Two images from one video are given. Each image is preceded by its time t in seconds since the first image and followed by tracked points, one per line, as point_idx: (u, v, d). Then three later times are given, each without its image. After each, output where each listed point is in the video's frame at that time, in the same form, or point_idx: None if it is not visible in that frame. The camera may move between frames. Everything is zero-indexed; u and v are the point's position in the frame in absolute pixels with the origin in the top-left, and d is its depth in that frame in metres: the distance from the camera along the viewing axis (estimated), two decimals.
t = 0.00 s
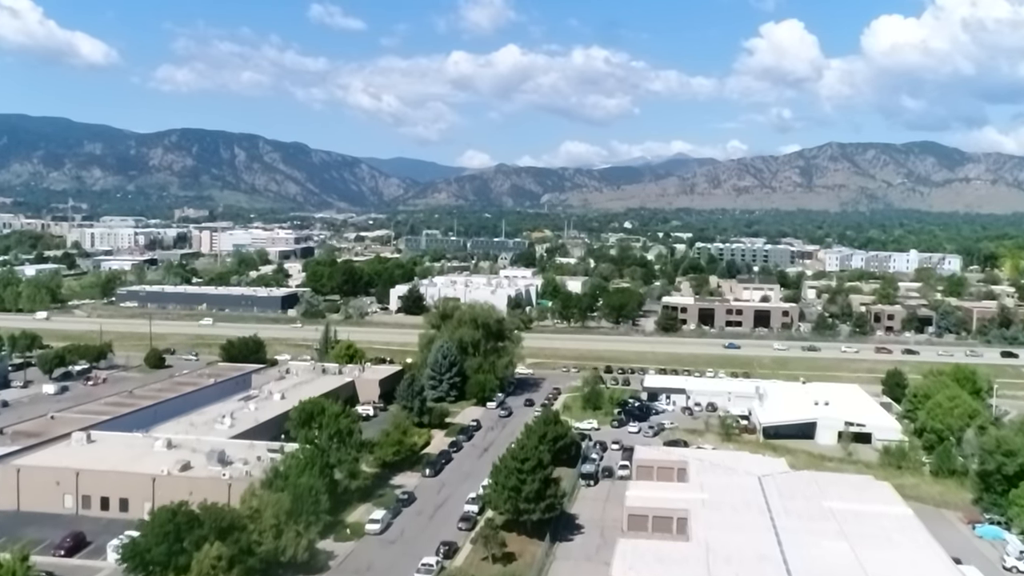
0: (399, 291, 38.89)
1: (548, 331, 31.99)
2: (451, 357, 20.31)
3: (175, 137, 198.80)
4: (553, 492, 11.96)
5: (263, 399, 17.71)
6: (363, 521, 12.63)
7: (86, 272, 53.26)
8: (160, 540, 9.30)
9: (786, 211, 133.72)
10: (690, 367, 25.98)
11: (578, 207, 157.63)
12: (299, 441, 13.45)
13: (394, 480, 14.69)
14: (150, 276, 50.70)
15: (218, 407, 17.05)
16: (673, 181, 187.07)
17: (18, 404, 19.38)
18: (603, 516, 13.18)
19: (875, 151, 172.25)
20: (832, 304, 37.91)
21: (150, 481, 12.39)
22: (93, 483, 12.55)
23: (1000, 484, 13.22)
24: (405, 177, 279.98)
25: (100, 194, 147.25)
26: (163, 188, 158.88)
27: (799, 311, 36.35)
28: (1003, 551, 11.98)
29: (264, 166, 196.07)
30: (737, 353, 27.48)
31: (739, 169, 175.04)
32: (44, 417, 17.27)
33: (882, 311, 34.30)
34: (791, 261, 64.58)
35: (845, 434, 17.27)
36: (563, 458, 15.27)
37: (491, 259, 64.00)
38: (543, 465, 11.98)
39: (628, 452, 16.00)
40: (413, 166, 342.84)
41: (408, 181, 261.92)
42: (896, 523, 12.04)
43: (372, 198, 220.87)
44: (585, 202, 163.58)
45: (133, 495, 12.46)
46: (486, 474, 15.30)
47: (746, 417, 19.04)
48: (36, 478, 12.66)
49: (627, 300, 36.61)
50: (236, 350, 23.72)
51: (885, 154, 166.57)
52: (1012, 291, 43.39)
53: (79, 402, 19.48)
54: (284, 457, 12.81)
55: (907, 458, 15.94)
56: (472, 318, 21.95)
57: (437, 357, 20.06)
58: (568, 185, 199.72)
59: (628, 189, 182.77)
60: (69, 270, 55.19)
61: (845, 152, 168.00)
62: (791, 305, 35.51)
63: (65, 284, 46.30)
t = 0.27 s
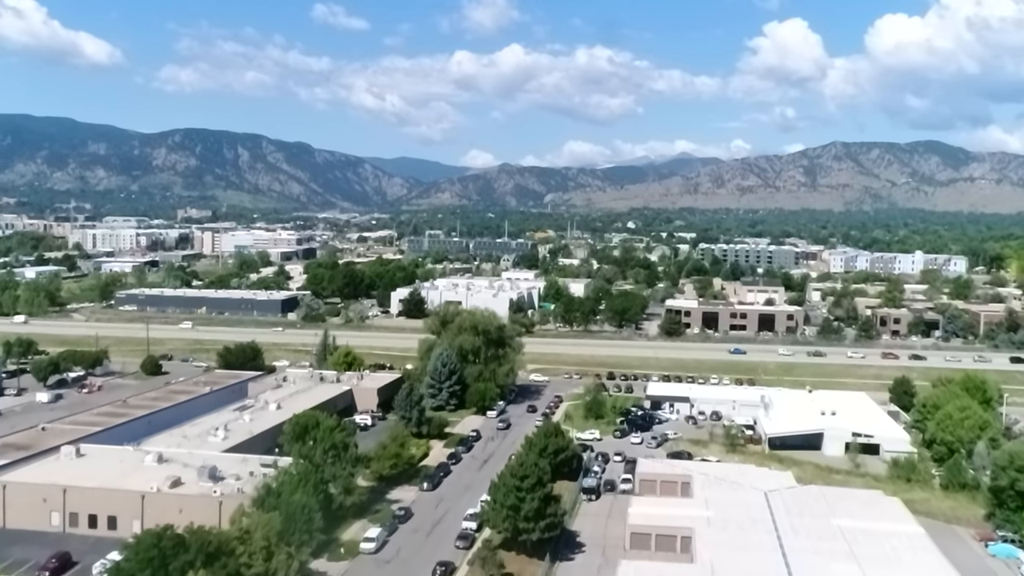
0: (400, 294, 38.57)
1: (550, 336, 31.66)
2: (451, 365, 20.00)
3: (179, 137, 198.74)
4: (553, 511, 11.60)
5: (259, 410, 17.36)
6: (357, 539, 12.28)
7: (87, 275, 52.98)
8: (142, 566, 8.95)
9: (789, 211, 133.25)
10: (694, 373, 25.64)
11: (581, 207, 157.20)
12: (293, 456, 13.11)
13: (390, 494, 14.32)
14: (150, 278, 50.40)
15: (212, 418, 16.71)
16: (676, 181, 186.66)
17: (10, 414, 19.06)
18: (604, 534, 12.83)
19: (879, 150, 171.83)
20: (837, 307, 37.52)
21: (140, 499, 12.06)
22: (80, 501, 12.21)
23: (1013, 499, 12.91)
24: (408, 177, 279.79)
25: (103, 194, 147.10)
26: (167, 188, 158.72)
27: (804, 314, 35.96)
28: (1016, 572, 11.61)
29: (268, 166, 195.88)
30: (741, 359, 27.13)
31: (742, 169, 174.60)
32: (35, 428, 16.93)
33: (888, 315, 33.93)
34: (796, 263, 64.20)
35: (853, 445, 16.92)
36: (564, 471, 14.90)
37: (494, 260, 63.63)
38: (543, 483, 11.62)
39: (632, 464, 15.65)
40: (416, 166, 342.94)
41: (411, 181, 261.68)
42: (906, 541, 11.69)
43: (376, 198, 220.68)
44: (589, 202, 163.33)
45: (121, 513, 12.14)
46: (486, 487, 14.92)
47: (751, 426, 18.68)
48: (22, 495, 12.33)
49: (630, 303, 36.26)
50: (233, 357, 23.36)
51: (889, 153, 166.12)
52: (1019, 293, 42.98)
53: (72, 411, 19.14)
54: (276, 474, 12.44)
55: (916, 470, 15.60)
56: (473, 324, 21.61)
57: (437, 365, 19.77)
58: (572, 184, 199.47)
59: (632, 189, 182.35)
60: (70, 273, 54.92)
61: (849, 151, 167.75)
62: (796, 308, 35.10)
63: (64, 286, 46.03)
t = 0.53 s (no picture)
0: (400, 298, 38.22)
1: (551, 342, 31.28)
2: (450, 375, 19.66)
3: (181, 138, 198.61)
4: (552, 532, 11.24)
5: (252, 422, 16.99)
6: (351, 560, 11.93)
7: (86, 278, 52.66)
8: None
9: (792, 211, 132.87)
10: (696, 381, 25.28)
11: (584, 207, 156.84)
12: (285, 473, 12.76)
13: (386, 511, 13.94)
14: (149, 282, 50.06)
15: (204, 431, 16.34)
16: (679, 181, 186.26)
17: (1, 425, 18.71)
18: (605, 553, 12.47)
19: (881, 151, 171.42)
20: (841, 312, 37.15)
21: (126, 519, 11.71)
22: (66, 520, 11.86)
23: None
24: (410, 178, 279.57)
25: (105, 195, 146.89)
26: (168, 189, 158.51)
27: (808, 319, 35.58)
28: None
29: (270, 167, 195.75)
30: (745, 366, 26.75)
31: (745, 169, 174.21)
32: (24, 441, 16.57)
33: (893, 320, 33.56)
34: (799, 265, 63.82)
35: (860, 458, 16.55)
36: (564, 486, 14.52)
37: (495, 263, 63.31)
38: (542, 503, 11.27)
39: (633, 479, 15.30)
40: (418, 167, 342.78)
41: (413, 182, 261.44)
42: (916, 563, 11.33)
43: (378, 199, 220.44)
44: (591, 203, 162.98)
45: (108, 533, 11.78)
46: (484, 503, 14.55)
47: (754, 437, 18.32)
48: (7, 514, 11.99)
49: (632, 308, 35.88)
50: (229, 365, 23.00)
51: (892, 154, 165.72)
52: None
53: (63, 423, 18.78)
54: (267, 492, 12.06)
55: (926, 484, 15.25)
56: (472, 333, 21.27)
57: (435, 375, 19.43)
58: (574, 185, 199.13)
59: (634, 189, 181.99)
60: (69, 276, 54.66)
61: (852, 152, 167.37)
62: (800, 313, 34.71)
63: (63, 291, 45.76)
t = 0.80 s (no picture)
0: (401, 302, 37.88)
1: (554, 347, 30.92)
2: (450, 384, 19.34)
3: (185, 139, 198.48)
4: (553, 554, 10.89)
5: (248, 434, 16.64)
6: None
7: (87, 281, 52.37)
8: None
9: (797, 211, 132.37)
10: (701, 388, 24.92)
11: (587, 207, 156.45)
12: (279, 491, 12.43)
13: (383, 529, 13.60)
14: (150, 284, 49.76)
15: (198, 444, 16.00)
16: (683, 181, 185.78)
17: None
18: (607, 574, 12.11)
19: (887, 151, 170.80)
20: (848, 316, 36.76)
21: (114, 539, 11.38)
22: (52, 540, 11.54)
23: None
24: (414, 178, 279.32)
25: (109, 195, 146.77)
26: (172, 188, 158.34)
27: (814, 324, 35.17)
28: None
29: (274, 167, 195.58)
30: (750, 373, 26.38)
31: (749, 169, 173.72)
32: (15, 453, 16.24)
33: (900, 325, 33.18)
34: (804, 268, 63.40)
35: (868, 471, 16.18)
36: (565, 502, 14.18)
37: (498, 265, 62.99)
38: (542, 524, 10.94)
39: (637, 494, 14.94)
40: (422, 167, 342.58)
41: (417, 182, 261.19)
42: None
43: (381, 199, 220.16)
44: (595, 203, 162.60)
45: (95, 554, 11.46)
46: (483, 520, 14.22)
47: (760, 448, 17.96)
48: None
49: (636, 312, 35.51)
50: (226, 374, 22.66)
51: (896, 154, 165.12)
52: None
53: (57, 433, 18.45)
54: (260, 511, 11.69)
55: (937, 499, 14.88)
56: (473, 341, 20.95)
57: (435, 384, 19.13)
58: (578, 185, 198.71)
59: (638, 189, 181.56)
60: (69, 279, 54.39)
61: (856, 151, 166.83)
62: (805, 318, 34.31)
63: (63, 294, 45.46)
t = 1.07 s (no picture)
0: (404, 306, 37.54)
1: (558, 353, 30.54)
2: (452, 393, 19.03)
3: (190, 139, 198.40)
4: None
5: (244, 446, 16.30)
6: None
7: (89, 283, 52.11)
8: None
9: (802, 211, 131.83)
10: (707, 396, 24.53)
11: (593, 207, 156.05)
12: (273, 509, 12.09)
13: (381, 546, 13.26)
14: (152, 287, 49.48)
15: (193, 457, 15.67)
16: (688, 180, 185.23)
17: None
18: None
19: (893, 149, 170.11)
20: (855, 319, 36.34)
21: (103, 560, 11.06)
22: (40, 561, 11.21)
23: None
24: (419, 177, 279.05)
25: (113, 195, 146.66)
26: (177, 188, 158.25)
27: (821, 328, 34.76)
28: None
29: (279, 166, 195.45)
30: (756, 379, 25.97)
31: (755, 168, 173.13)
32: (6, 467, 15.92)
33: (908, 330, 32.78)
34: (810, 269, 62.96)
35: (879, 485, 15.81)
36: (568, 518, 13.84)
37: (502, 267, 62.65)
38: (543, 547, 10.66)
39: (641, 509, 14.59)
40: (427, 166, 342.34)
41: (422, 181, 260.95)
42: None
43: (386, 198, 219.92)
44: (600, 203, 162.12)
45: None
46: (484, 536, 13.86)
47: (767, 461, 17.59)
48: None
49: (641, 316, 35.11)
50: (225, 382, 22.33)
51: (902, 153, 164.45)
52: None
53: (51, 444, 18.12)
54: (254, 532, 11.36)
55: (950, 515, 14.50)
56: (476, 349, 20.63)
57: (437, 394, 18.83)
58: (583, 184, 198.25)
59: (643, 189, 181.05)
60: (71, 281, 54.14)
61: (862, 150, 166.13)
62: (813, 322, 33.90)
63: (64, 297, 45.20)
